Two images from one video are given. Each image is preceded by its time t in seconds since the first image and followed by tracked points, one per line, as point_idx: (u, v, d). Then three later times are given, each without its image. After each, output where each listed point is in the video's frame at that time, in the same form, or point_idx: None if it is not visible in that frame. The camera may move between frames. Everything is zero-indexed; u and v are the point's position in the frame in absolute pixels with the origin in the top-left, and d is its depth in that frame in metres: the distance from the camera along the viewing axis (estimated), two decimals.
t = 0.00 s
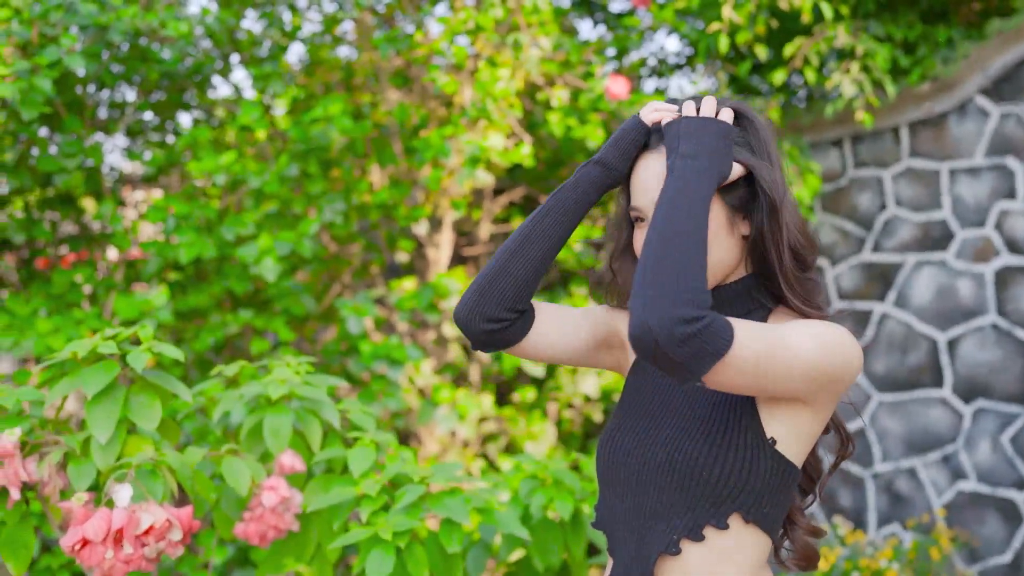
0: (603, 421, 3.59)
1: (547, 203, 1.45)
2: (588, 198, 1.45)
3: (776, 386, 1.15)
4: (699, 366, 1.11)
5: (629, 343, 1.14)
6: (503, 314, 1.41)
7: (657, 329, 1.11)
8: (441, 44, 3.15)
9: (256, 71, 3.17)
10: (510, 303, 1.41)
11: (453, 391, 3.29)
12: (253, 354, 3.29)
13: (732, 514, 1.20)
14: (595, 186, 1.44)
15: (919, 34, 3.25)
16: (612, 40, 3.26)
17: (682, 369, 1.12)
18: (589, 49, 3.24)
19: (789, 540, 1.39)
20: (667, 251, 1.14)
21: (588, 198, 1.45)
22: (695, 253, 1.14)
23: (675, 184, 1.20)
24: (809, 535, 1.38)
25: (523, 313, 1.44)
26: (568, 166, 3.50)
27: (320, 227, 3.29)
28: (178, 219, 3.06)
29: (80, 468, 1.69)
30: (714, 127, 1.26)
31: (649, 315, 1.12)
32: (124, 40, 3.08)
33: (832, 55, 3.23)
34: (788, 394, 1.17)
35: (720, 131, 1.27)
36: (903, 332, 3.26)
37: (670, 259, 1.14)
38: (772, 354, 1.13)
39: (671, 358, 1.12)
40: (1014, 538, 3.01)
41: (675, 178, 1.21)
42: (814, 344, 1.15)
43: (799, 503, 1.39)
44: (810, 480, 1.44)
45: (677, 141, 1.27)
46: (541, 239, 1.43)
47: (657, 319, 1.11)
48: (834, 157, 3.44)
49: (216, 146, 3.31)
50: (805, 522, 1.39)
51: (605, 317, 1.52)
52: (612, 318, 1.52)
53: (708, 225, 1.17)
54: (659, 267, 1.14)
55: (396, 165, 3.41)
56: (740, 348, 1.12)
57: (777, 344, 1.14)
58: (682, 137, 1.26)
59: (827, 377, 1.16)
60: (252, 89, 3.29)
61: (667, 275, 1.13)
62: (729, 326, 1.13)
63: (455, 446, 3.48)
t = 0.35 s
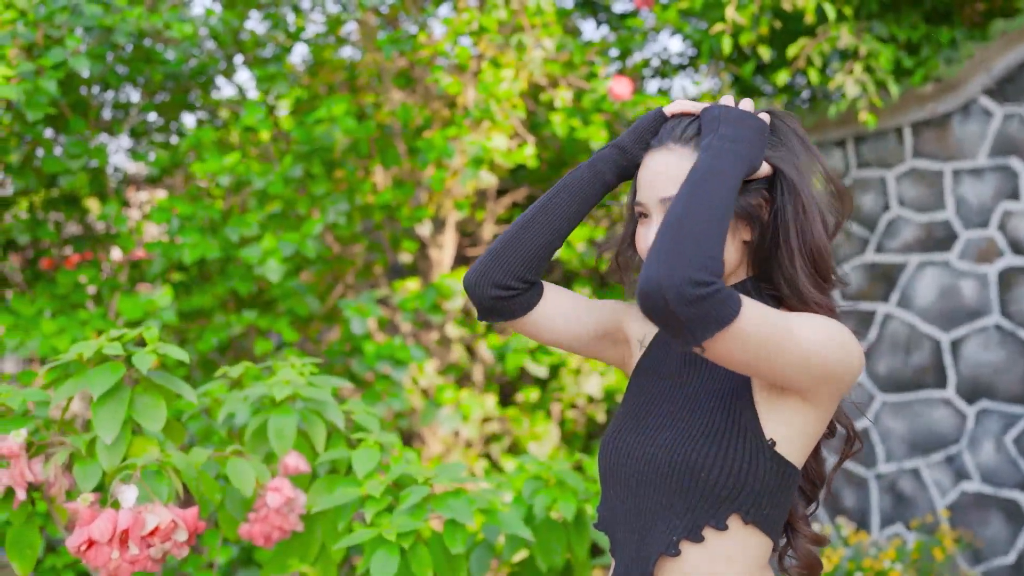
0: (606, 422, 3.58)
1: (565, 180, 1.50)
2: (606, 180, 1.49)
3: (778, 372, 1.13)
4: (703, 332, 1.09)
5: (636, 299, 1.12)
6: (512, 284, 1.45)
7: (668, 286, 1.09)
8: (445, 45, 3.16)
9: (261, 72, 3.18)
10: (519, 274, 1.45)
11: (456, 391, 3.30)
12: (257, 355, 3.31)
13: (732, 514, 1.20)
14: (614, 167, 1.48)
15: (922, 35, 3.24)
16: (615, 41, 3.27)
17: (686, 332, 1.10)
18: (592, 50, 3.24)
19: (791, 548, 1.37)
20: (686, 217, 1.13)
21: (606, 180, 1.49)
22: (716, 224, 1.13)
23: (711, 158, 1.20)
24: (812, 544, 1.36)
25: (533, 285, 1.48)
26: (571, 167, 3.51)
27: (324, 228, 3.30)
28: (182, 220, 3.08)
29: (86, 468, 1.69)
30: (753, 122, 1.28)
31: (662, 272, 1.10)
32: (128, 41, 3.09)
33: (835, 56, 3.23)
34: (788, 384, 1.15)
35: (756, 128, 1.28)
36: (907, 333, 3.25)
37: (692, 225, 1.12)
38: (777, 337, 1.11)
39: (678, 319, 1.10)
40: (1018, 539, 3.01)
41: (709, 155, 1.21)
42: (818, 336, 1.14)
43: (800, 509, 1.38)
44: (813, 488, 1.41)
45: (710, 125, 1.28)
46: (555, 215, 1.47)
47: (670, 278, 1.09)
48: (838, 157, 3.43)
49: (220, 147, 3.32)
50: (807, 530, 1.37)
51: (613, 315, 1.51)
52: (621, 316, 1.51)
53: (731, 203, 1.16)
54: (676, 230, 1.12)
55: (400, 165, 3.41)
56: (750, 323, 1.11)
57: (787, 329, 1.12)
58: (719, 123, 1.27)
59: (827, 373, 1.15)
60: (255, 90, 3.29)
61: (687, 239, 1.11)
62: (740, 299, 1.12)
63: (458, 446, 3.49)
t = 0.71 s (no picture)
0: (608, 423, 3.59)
1: (584, 182, 1.57)
2: (623, 186, 1.57)
3: (781, 366, 1.12)
4: (708, 319, 1.08)
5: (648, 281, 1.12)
6: (526, 272, 1.48)
7: (679, 268, 1.09)
8: (447, 47, 3.17)
9: (264, 74, 3.19)
10: (534, 262, 1.49)
11: (458, 392, 3.33)
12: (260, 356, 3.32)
13: (735, 516, 1.20)
14: (632, 174, 1.56)
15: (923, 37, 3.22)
16: (617, 42, 3.28)
17: (693, 318, 1.10)
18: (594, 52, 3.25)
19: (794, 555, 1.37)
20: (707, 210, 1.13)
21: (623, 185, 1.57)
22: (737, 221, 1.13)
23: (745, 162, 1.20)
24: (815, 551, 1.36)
25: (544, 277, 1.51)
26: (572, 167, 3.53)
27: (327, 229, 3.31)
28: (185, 221, 3.09)
29: (92, 470, 1.69)
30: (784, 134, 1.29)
31: (676, 255, 1.10)
32: (131, 43, 3.10)
33: (837, 57, 3.23)
34: (788, 380, 1.14)
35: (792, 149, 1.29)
36: (908, 334, 3.24)
37: (713, 217, 1.13)
38: (783, 333, 1.10)
39: (686, 304, 1.09)
40: (1019, 540, 3.02)
41: (744, 159, 1.22)
42: (823, 335, 1.13)
43: (802, 516, 1.38)
44: (814, 492, 1.41)
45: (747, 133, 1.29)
46: (571, 212, 1.54)
47: (683, 261, 1.09)
48: (839, 159, 3.40)
49: (223, 149, 3.33)
50: (811, 536, 1.37)
51: (620, 316, 1.53)
52: (627, 317, 1.52)
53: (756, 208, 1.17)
54: (696, 220, 1.12)
55: (402, 167, 3.42)
56: (758, 316, 1.09)
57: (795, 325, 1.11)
58: (759, 132, 1.28)
59: (829, 372, 1.14)
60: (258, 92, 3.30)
61: (706, 229, 1.11)
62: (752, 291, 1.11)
63: (460, 446, 3.51)
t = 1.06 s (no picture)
0: (610, 423, 3.58)
1: (598, 200, 1.63)
2: (640, 208, 1.63)
3: (792, 366, 1.13)
4: (722, 316, 1.08)
5: (665, 273, 1.11)
6: (538, 274, 1.52)
7: (699, 262, 1.07)
8: (450, 48, 3.17)
9: (267, 74, 3.19)
10: (546, 267, 1.53)
11: (462, 393, 3.34)
12: (263, 357, 3.32)
13: (744, 518, 1.21)
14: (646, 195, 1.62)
15: (927, 38, 3.21)
16: (620, 43, 3.28)
17: (708, 313, 1.09)
18: (598, 53, 3.25)
19: (807, 558, 1.37)
20: (733, 216, 1.13)
21: (638, 207, 1.62)
22: (764, 232, 1.13)
23: (786, 185, 1.21)
24: (827, 554, 1.36)
25: (556, 284, 1.55)
26: (575, 168, 3.54)
27: (331, 230, 3.31)
28: (189, 222, 3.09)
29: (99, 471, 1.68)
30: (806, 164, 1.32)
31: (696, 250, 1.09)
32: (134, 44, 3.10)
33: (840, 58, 3.23)
34: (798, 381, 1.15)
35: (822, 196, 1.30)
36: (911, 334, 3.24)
37: (740, 221, 1.12)
38: (796, 334, 1.11)
39: (702, 298, 1.08)
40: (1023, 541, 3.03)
41: (786, 184, 1.22)
42: (832, 337, 1.13)
43: (814, 519, 1.38)
44: (826, 496, 1.40)
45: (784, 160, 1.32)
46: (587, 225, 1.59)
47: (703, 256, 1.08)
48: (843, 159, 3.39)
49: (226, 149, 3.33)
50: (822, 540, 1.37)
51: (633, 319, 1.54)
52: (639, 320, 1.54)
53: (785, 227, 1.17)
54: (720, 223, 1.12)
55: (405, 168, 3.42)
56: (772, 317, 1.09)
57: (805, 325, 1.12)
58: (800, 165, 1.29)
59: (837, 374, 1.14)
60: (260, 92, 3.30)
61: (730, 231, 1.11)
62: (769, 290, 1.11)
63: (463, 447, 3.52)
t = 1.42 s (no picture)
0: (611, 423, 3.59)
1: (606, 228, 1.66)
2: (645, 237, 1.66)
3: (806, 373, 1.13)
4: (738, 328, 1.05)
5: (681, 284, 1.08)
6: (544, 291, 1.54)
7: (715, 272, 1.05)
8: (452, 48, 3.17)
9: (269, 74, 3.19)
10: (550, 284, 1.54)
11: (464, 393, 3.34)
12: (264, 357, 3.32)
13: (759, 521, 1.21)
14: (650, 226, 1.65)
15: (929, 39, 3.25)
16: (622, 43, 3.29)
17: (722, 325, 1.06)
18: (600, 53, 3.26)
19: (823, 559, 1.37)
20: (751, 235, 1.11)
21: (642, 238, 1.65)
22: (782, 253, 1.10)
23: (806, 216, 1.18)
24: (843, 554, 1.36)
25: (561, 302, 1.56)
26: (576, 169, 3.57)
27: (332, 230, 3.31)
28: (191, 222, 3.09)
29: (105, 471, 1.68)
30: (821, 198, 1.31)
31: (713, 262, 1.06)
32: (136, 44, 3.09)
33: (842, 59, 3.23)
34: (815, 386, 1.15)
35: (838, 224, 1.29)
36: (914, 335, 3.23)
37: (758, 239, 1.10)
38: (811, 346, 1.10)
39: (716, 310, 1.05)
40: None
41: (806, 217, 1.19)
42: (848, 345, 1.13)
43: (829, 518, 1.38)
44: (841, 497, 1.40)
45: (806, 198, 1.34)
46: (591, 247, 1.62)
47: (721, 267, 1.05)
48: (844, 160, 3.37)
49: (227, 149, 3.33)
50: (838, 540, 1.37)
51: (641, 325, 1.56)
52: (648, 325, 1.56)
53: (803, 256, 1.14)
54: (739, 240, 1.10)
55: (407, 168, 3.43)
56: (789, 331, 1.08)
57: (819, 332, 1.11)
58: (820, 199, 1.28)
59: (852, 379, 1.15)
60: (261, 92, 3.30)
61: (748, 247, 1.09)
62: (785, 304, 1.09)
63: (464, 447, 3.53)
